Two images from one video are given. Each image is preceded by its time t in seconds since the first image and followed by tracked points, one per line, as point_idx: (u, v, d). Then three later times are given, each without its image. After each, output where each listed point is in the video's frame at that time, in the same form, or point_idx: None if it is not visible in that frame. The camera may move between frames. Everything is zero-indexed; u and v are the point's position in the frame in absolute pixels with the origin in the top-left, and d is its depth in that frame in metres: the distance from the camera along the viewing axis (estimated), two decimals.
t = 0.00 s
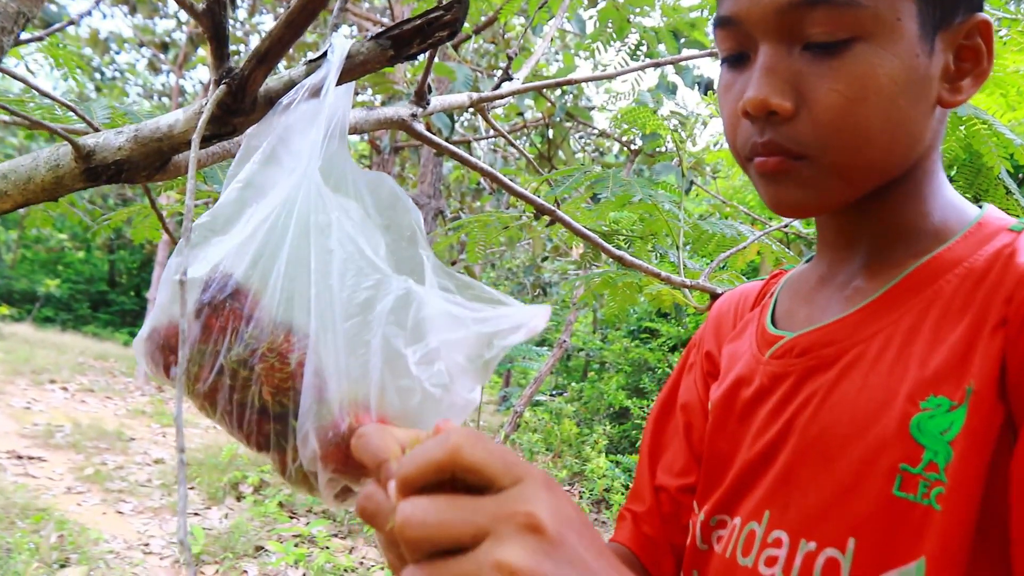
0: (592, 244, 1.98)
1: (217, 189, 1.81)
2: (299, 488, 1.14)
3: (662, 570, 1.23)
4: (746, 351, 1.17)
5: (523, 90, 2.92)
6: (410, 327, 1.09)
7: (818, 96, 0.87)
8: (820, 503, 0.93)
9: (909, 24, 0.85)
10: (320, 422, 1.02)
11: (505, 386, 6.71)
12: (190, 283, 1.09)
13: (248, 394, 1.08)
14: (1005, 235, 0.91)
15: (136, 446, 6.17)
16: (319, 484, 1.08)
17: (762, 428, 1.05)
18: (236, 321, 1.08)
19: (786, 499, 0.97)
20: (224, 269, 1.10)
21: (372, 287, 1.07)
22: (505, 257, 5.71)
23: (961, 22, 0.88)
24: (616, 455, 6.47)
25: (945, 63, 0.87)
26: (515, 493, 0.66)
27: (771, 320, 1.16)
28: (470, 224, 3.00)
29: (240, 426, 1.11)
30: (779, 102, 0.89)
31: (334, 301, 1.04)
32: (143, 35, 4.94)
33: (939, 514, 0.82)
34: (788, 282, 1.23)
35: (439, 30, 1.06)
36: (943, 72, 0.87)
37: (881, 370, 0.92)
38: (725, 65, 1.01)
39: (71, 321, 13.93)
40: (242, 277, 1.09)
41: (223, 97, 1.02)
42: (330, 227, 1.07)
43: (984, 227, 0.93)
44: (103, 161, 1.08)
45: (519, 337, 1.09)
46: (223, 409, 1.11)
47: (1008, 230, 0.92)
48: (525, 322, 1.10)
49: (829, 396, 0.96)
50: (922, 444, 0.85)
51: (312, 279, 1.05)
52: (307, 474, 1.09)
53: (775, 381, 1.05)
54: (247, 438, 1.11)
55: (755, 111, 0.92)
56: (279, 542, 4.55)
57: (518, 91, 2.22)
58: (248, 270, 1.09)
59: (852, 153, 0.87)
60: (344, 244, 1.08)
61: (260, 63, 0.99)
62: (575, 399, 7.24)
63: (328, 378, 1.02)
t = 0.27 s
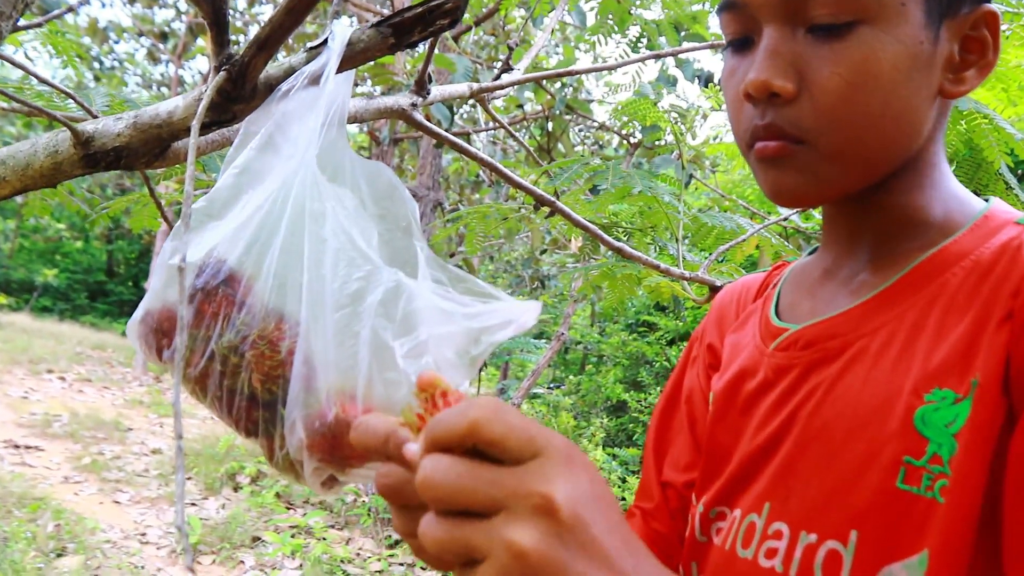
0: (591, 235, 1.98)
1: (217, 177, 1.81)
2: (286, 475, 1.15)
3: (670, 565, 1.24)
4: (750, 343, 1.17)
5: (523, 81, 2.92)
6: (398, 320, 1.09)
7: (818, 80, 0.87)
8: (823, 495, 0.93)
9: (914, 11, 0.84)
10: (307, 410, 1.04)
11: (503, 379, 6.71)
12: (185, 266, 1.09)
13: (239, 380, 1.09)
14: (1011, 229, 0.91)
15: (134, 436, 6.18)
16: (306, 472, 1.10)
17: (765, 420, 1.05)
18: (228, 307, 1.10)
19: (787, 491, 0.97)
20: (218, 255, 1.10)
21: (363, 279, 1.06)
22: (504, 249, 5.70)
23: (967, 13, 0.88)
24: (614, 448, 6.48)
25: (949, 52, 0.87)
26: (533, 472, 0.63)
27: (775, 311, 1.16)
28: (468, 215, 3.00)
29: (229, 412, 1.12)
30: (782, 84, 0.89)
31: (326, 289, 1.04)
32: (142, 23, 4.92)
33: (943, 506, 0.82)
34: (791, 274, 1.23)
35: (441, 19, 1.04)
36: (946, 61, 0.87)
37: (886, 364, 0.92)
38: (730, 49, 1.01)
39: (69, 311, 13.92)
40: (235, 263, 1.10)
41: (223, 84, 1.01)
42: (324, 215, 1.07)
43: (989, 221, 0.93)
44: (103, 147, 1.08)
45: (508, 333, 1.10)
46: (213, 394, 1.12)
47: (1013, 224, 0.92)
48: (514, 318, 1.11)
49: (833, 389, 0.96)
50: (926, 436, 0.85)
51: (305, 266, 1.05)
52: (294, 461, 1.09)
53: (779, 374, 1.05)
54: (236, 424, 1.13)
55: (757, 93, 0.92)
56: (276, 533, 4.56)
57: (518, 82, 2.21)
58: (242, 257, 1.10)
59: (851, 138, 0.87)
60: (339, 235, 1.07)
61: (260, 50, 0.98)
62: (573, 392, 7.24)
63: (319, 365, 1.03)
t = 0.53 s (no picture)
0: (584, 236, 1.98)
1: (210, 174, 1.81)
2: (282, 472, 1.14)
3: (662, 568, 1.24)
4: (736, 344, 1.17)
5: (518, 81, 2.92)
6: (386, 326, 1.06)
7: (804, 82, 0.88)
8: (803, 496, 0.93)
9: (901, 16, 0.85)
10: (297, 413, 1.03)
11: (495, 378, 6.71)
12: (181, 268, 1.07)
13: (234, 379, 1.08)
14: (993, 234, 0.91)
15: (124, 432, 6.16)
16: (297, 470, 1.07)
17: (748, 422, 1.05)
18: (224, 309, 1.08)
19: (769, 493, 0.98)
20: (214, 255, 1.09)
21: (352, 285, 1.04)
22: (497, 249, 5.71)
23: (954, 21, 0.88)
24: (605, 449, 6.49)
25: (936, 58, 0.87)
26: (536, 540, 0.71)
27: (761, 312, 1.17)
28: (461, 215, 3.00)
29: (225, 410, 1.11)
30: (768, 85, 0.90)
31: (316, 294, 1.03)
32: (137, 18, 4.91)
33: (920, 509, 0.82)
34: (778, 275, 1.24)
35: (436, 18, 1.05)
36: (934, 67, 0.87)
37: (866, 366, 0.92)
38: (722, 50, 1.01)
39: (60, 306, 13.87)
40: (230, 265, 1.09)
41: (217, 82, 1.01)
42: (316, 218, 1.06)
43: (974, 226, 0.93)
44: (96, 143, 1.07)
45: (493, 341, 1.09)
46: (209, 392, 1.11)
47: (997, 229, 0.92)
48: (500, 326, 1.10)
49: (814, 391, 0.96)
50: (903, 437, 0.85)
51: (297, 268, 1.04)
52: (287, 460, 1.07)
53: (762, 375, 1.06)
54: (232, 421, 1.12)
55: (744, 92, 0.92)
56: (265, 530, 4.56)
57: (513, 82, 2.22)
58: (238, 258, 1.09)
59: (836, 140, 0.87)
60: (330, 240, 1.06)
61: (256, 47, 0.98)
62: (565, 392, 7.25)
63: (311, 367, 1.02)
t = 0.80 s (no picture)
0: (581, 235, 1.98)
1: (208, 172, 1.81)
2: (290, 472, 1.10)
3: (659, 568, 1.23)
4: (729, 342, 1.18)
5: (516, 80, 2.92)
6: (398, 314, 1.03)
7: (798, 81, 0.88)
8: (794, 488, 0.93)
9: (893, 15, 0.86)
10: (308, 407, 0.99)
11: (492, 377, 6.71)
12: (181, 268, 1.11)
13: (239, 376, 1.09)
14: (977, 228, 0.93)
15: (121, 431, 6.15)
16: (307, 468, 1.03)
17: (740, 417, 1.05)
18: (228, 304, 1.10)
19: (760, 485, 0.98)
20: (215, 253, 1.11)
21: (362, 274, 1.02)
22: (495, 248, 5.71)
23: (945, 21, 0.89)
24: (603, 448, 6.49)
25: (925, 59, 0.88)
26: None
27: (753, 310, 1.17)
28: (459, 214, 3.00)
29: (231, 409, 1.11)
30: (763, 84, 0.90)
31: (324, 288, 1.01)
32: (135, 17, 4.90)
33: (912, 497, 0.83)
34: (769, 274, 1.24)
35: (435, 16, 1.04)
36: (924, 67, 0.88)
37: (857, 358, 0.93)
38: (717, 49, 1.02)
39: (57, 305, 13.85)
40: (233, 262, 1.10)
41: (216, 78, 1.01)
42: (320, 211, 1.05)
43: (960, 221, 0.95)
44: (94, 140, 1.08)
45: (506, 327, 1.07)
46: (213, 390, 1.12)
47: (981, 223, 0.94)
48: (513, 311, 1.08)
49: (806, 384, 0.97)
50: (896, 429, 0.86)
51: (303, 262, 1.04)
52: (296, 457, 1.05)
53: (755, 371, 1.06)
54: (237, 421, 1.11)
55: (738, 91, 0.93)
56: (263, 529, 4.57)
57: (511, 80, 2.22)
58: (240, 254, 1.10)
59: (829, 139, 0.88)
60: (336, 231, 1.04)
61: (255, 44, 0.98)
62: (562, 392, 7.24)
63: (320, 361, 0.99)
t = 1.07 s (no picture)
0: (580, 226, 1.99)
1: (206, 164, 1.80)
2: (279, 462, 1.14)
3: (661, 558, 1.25)
4: (728, 332, 1.18)
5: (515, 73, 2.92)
6: (394, 308, 1.07)
7: (808, 63, 0.88)
8: (799, 479, 0.94)
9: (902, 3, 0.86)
10: (302, 398, 1.02)
11: (492, 371, 6.72)
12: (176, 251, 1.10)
13: (229, 365, 1.11)
14: (980, 219, 0.93)
15: (121, 426, 6.17)
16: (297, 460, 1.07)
17: (740, 408, 1.05)
18: (219, 293, 1.11)
19: (764, 477, 0.98)
20: (208, 240, 1.11)
21: (359, 266, 1.06)
22: (493, 242, 5.71)
23: (958, 12, 0.89)
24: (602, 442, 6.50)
25: (937, 48, 0.88)
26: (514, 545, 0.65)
27: (752, 300, 1.17)
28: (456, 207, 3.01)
29: (220, 398, 1.13)
30: (773, 63, 0.90)
31: (322, 280, 1.04)
32: (131, 11, 4.89)
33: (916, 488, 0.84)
34: (769, 265, 1.24)
35: (433, 6, 1.02)
36: (935, 56, 0.88)
37: (859, 348, 0.92)
38: (731, 33, 1.02)
39: (56, 301, 13.84)
40: (226, 249, 1.11)
41: (214, 69, 1.01)
42: (318, 203, 1.07)
43: (963, 211, 0.95)
44: (92, 132, 1.08)
45: (501, 325, 1.08)
46: (202, 379, 1.13)
47: (985, 214, 0.94)
48: (508, 310, 1.09)
49: (807, 375, 0.97)
50: (900, 419, 0.86)
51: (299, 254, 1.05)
52: (287, 448, 1.08)
53: (754, 362, 1.06)
54: (226, 410, 1.13)
55: (750, 70, 0.93)
56: (263, 523, 4.59)
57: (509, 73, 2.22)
58: (233, 243, 1.10)
59: (837, 119, 0.88)
60: (332, 222, 1.07)
61: (252, 36, 0.98)
62: (561, 385, 7.27)
63: (315, 352, 1.02)
